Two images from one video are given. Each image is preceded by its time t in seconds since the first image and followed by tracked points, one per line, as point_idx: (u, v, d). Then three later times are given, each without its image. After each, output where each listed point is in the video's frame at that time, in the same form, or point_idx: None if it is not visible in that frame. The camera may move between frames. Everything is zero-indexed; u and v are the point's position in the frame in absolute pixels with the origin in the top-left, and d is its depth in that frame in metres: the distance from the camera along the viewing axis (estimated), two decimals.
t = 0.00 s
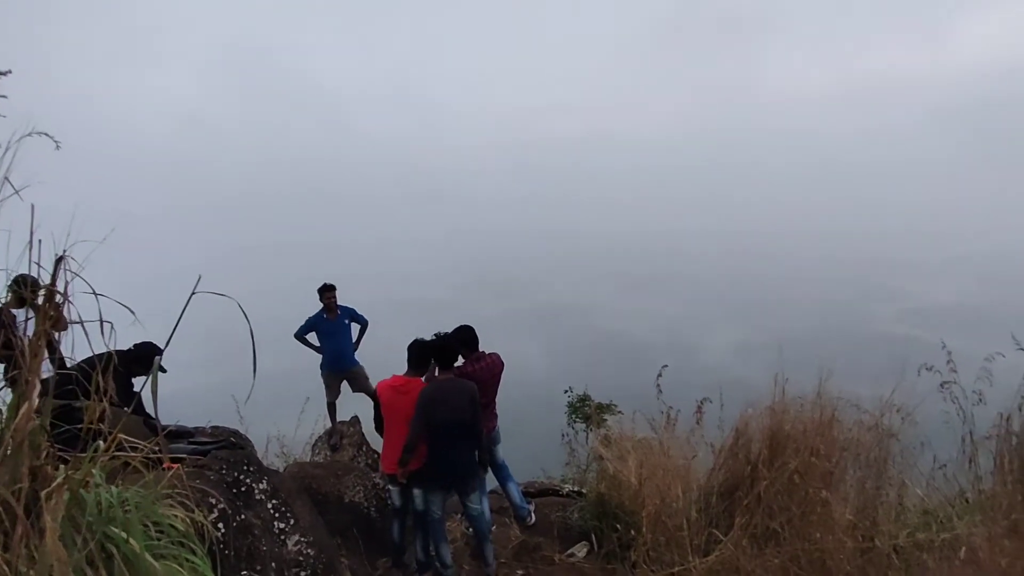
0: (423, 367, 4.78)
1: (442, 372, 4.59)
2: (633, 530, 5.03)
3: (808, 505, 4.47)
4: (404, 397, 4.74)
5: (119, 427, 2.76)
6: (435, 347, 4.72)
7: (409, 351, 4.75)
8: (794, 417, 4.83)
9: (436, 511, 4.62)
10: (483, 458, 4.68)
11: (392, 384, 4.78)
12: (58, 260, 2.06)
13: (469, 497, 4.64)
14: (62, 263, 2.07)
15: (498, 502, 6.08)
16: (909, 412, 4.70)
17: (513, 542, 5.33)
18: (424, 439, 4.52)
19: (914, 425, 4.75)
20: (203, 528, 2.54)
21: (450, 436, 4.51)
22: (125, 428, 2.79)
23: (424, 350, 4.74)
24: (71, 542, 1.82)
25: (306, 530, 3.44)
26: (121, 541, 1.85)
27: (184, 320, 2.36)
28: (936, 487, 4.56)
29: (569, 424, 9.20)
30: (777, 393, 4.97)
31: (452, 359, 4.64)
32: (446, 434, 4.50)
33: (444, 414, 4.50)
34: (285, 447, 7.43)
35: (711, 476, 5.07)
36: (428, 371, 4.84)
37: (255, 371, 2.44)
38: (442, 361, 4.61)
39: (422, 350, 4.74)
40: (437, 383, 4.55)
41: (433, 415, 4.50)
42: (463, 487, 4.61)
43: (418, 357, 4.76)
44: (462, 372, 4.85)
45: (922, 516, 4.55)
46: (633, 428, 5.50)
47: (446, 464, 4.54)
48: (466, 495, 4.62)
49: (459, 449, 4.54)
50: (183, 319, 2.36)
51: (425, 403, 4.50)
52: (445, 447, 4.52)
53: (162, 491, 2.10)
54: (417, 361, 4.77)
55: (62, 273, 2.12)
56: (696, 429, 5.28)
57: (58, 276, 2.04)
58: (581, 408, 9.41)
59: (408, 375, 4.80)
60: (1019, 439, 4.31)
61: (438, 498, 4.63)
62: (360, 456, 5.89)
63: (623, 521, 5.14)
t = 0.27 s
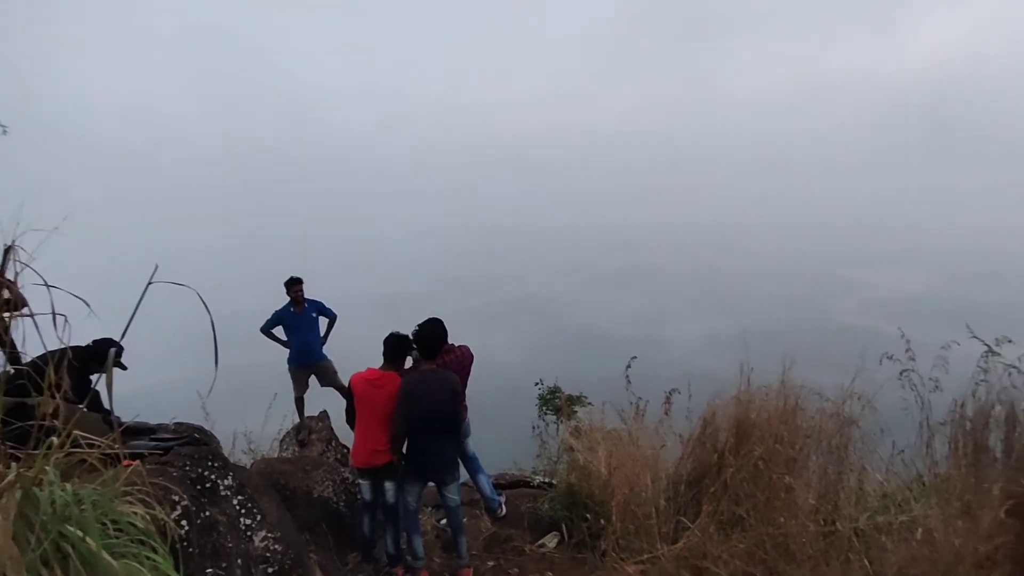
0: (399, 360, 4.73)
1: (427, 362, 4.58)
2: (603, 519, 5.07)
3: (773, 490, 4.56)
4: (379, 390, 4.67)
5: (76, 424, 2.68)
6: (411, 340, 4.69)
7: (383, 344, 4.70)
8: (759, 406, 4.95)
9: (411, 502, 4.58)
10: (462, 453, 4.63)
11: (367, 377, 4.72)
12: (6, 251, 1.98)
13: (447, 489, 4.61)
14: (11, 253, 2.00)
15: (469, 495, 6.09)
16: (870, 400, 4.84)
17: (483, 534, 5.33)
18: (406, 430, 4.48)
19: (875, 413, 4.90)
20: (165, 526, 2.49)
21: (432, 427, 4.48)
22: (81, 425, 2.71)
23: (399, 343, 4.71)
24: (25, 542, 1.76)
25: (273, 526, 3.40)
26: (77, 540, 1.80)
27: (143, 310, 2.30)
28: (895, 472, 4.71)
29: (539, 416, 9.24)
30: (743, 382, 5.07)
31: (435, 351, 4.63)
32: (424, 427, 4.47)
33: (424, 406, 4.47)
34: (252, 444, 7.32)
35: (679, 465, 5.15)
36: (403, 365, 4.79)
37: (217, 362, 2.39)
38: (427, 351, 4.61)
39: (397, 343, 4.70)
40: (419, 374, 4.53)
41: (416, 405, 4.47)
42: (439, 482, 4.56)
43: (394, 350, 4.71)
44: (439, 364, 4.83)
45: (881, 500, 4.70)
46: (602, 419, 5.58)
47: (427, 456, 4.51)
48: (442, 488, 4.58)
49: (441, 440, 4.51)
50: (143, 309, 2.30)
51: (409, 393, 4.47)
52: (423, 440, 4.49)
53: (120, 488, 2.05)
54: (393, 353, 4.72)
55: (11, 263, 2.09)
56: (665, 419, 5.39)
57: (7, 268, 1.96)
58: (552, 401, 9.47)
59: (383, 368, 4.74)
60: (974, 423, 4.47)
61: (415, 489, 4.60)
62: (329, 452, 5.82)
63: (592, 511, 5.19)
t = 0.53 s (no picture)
0: (361, 355, 4.67)
1: (401, 354, 4.56)
2: (569, 510, 5.10)
3: (732, 477, 4.66)
4: (341, 385, 4.59)
5: (20, 426, 2.59)
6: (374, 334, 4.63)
7: (345, 339, 4.63)
8: (718, 395, 5.06)
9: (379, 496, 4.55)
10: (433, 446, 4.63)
11: (329, 373, 4.64)
12: None
13: (417, 481, 4.59)
14: None
15: (435, 489, 6.07)
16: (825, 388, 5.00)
17: (448, 528, 5.32)
18: (380, 421, 4.44)
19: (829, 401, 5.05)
20: (117, 527, 2.42)
21: (406, 418, 4.46)
22: (25, 427, 2.61)
23: (362, 337, 4.64)
24: None
25: (233, 525, 3.33)
26: (21, 543, 1.72)
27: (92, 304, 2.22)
28: (848, 457, 4.87)
29: (503, 409, 9.26)
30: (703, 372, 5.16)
31: (407, 344, 4.60)
32: (399, 419, 4.44)
33: (399, 398, 4.44)
34: (211, 443, 7.15)
35: (643, 455, 5.23)
36: (365, 360, 4.73)
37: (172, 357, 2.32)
38: (399, 343, 4.59)
39: (360, 338, 4.64)
40: (394, 367, 4.50)
41: (390, 396, 4.44)
42: (410, 475, 4.54)
43: (356, 344, 4.64)
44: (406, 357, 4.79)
45: (836, 484, 4.84)
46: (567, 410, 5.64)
47: (399, 447, 4.48)
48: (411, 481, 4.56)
49: (414, 431, 4.49)
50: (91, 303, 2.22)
51: (383, 385, 4.44)
52: (397, 432, 4.45)
53: (67, 489, 1.98)
54: (356, 348, 4.65)
55: None
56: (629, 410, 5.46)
57: None
58: (517, 394, 9.51)
59: (345, 363, 4.67)
60: (922, 408, 4.67)
61: (383, 484, 4.56)
62: (291, 449, 5.72)
63: (557, 502, 5.21)
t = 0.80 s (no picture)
0: (312, 350, 4.57)
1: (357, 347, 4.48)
2: (527, 500, 5.12)
3: (687, 463, 4.76)
4: (293, 381, 4.50)
5: None
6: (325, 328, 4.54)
7: (295, 334, 4.53)
8: (671, 383, 5.15)
9: (338, 492, 4.50)
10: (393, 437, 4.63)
11: (279, 369, 4.54)
12: None
13: (375, 475, 4.54)
14: None
15: (393, 483, 6.03)
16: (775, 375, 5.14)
17: (407, 521, 5.29)
18: (337, 415, 4.36)
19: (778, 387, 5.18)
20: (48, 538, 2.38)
21: (364, 412, 4.40)
22: None
23: (312, 332, 4.54)
24: None
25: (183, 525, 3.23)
26: None
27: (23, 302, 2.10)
28: (797, 441, 5.01)
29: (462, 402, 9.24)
30: (658, 360, 5.25)
31: (363, 337, 4.51)
32: (361, 412, 4.39)
33: (360, 392, 4.38)
34: (160, 443, 6.94)
35: (600, 444, 5.29)
36: (317, 355, 4.64)
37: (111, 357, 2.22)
38: (356, 336, 4.51)
39: (310, 332, 4.53)
40: (354, 360, 4.43)
41: (348, 389, 4.36)
42: (371, 468, 4.50)
43: (306, 339, 4.54)
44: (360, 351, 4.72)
45: (785, 467, 4.97)
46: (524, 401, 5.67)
47: (357, 441, 4.41)
48: (370, 475, 4.52)
49: (372, 425, 4.44)
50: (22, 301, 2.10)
51: (340, 378, 4.36)
52: (359, 426, 4.40)
53: None
54: (306, 343, 4.55)
55: None
56: (586, 398, 5.51)
57: None
58: (475, 386, 9.49)
59: (294, 359, 4.57)
60: (865, 392, 4.85)
61: (341, 479, 4.50)
62: (243, 448, 5.54)
63: (515, 493, 5.21)
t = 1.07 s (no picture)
0: (279, 347, 4.49)
1: (325, 345, 4.42)
2: (496, 494, 5.12)
3: (653, 454, 4.83)
4: (258, 379, 4.42)
5: None
6: (292, 325, 4.46)
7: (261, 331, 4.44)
8: (637, 376, 5.20)
9: (304, 491, 4.44)
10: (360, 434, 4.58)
11: (244, 366, 4.46)
12: None
13: (344, 473, 4.49)
14: None
15: (361, 481, 5.97)
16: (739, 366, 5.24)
17: (375, 519, 5.24)
18: (303, 413, 4.30)
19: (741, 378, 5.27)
20: None
21: (331, 409, 4.35)
22: None
23: (279, 329, 4.45)
24: None
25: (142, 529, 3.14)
26: None
27: None
28: (761, 430, 5.11)
29: (431, 398, 9.21)
30: (624, 353, 5.30)
31: (330, 335, 4.45)
32: (327, 410, 4.33)
33: (326, 389, 4.32)
34: (118, 446, 6.75)
35: (568, 437, 5.33)
36: (283, 352, 4.56)
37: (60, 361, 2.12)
38: (323, 333, 4.45)
39: (278, 329, 4.44)
40: (319, 357, 4.36)
41: (315, 387, 4.30)
42: (337, 466, 4.45)
43: (273, 337, 4.46)
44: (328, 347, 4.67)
45: (750, 456, 5.03)
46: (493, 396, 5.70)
47: (325, 439, 4.36)
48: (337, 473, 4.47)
49: (339, 422, 4.39)
50: None
51: (305, 375, 4.29)
52: (325, 423, 4.34)
53: None
54: (273, 341, 4.46)
55: None
56: (554, 392, 5.55)
57: None
58: (443, 381, 9.46)
59: (260, 356, 4.49)
60: (825, 381, 4.97)
61: (309, 478, 4.44)
62: (206, 448, 5.45)
63: (484, 487, 5.22)
